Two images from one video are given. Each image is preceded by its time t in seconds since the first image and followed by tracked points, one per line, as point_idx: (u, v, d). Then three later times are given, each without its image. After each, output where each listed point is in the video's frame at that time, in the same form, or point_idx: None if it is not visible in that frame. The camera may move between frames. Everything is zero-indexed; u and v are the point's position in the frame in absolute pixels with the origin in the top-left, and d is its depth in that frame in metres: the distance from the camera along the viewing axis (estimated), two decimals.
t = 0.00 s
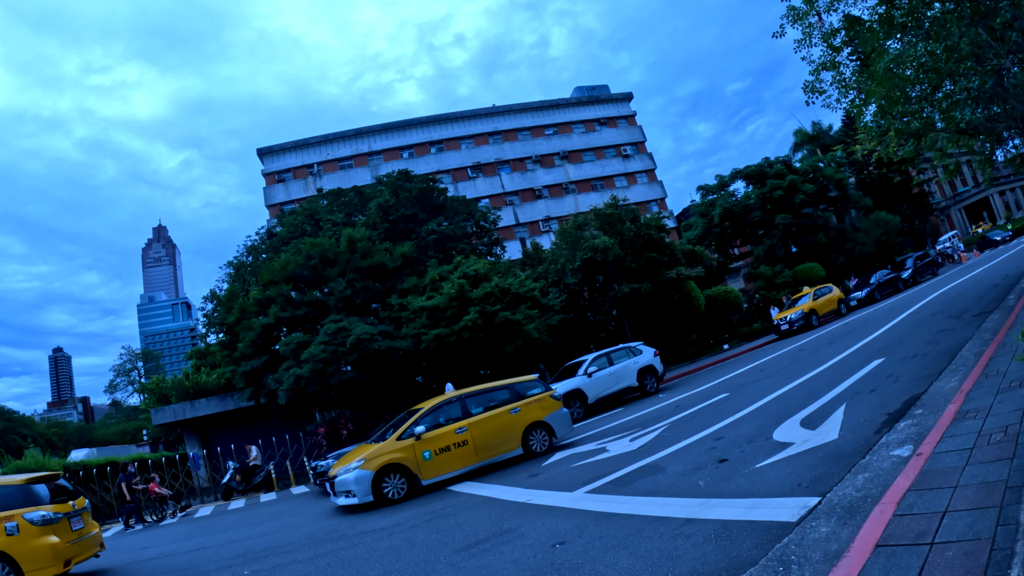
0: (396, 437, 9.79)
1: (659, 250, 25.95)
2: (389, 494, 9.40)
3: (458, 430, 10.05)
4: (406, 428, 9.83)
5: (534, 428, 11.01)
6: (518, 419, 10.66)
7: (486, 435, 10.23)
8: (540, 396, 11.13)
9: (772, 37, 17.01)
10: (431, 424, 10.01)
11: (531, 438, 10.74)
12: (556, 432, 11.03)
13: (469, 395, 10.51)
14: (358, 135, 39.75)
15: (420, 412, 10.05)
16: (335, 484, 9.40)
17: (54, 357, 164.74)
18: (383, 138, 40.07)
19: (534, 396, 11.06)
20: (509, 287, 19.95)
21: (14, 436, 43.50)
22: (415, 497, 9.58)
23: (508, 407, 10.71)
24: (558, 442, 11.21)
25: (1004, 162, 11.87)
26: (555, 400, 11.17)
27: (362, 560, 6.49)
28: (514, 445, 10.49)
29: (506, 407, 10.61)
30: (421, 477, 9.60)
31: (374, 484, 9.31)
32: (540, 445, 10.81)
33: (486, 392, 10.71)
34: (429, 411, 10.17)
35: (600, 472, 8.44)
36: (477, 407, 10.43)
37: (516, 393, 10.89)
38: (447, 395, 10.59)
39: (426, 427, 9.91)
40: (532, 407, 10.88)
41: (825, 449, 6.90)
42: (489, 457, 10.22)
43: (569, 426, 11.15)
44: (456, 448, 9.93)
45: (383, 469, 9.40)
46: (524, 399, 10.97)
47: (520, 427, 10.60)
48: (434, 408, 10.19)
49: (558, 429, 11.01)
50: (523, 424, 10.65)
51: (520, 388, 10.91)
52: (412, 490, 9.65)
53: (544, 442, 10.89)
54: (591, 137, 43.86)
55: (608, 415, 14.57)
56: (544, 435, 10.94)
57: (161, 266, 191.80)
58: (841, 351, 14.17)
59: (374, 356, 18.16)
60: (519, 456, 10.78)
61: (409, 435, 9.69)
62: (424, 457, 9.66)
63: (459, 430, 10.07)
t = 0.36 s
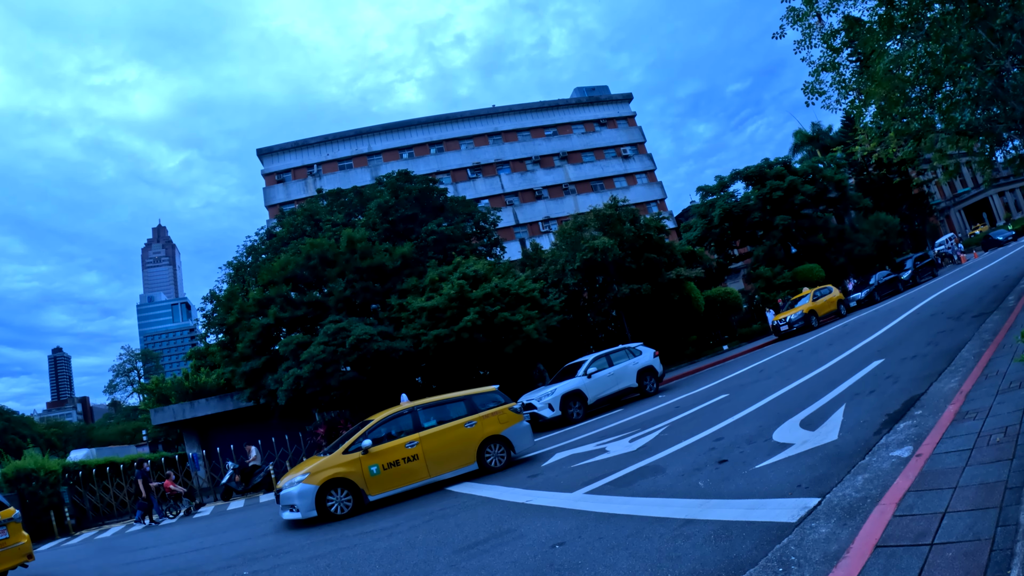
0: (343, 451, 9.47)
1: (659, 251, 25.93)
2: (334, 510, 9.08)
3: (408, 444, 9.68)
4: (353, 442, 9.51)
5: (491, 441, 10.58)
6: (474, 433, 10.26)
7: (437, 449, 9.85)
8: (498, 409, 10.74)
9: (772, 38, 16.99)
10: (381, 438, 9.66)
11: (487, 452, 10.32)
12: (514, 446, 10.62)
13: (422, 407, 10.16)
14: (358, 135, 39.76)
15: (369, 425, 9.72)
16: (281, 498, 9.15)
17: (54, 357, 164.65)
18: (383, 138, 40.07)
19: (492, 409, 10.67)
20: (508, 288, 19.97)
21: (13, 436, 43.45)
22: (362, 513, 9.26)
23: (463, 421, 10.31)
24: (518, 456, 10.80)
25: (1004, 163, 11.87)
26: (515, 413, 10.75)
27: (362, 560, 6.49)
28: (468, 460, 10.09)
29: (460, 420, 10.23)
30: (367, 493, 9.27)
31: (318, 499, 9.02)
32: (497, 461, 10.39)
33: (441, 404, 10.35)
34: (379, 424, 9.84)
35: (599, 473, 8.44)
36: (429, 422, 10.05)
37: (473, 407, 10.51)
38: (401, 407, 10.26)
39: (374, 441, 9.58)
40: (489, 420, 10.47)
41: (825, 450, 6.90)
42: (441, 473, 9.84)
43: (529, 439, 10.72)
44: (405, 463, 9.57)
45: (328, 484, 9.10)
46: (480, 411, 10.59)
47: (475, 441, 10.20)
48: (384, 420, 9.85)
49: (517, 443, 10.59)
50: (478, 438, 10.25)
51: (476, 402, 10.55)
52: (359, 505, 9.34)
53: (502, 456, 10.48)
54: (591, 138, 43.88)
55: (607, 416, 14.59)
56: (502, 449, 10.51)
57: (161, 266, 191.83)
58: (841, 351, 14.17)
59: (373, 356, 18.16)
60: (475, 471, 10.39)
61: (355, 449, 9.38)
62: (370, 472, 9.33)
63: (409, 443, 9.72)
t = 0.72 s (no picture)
0: (281, 464, 9.09)
1: (658, 252, 25.89)
2: (269, 526, 8.75)
3: (349, 459, 9.23)
4: (291, 455, 9.12)
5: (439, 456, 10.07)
6: (419, 448, 9.77)
7: (378, 466, 9.38)
8: (446, 423, 10.22)
9: (772, 39, 17.00)
10: (320, 452, 9.23)
11: (433, 469, 9.84)
12: (463, 462, 10.10)
13: (365, 420, 9.68)
14: (358, 136, 39.75)
15: (308, 437, 9.30)
16: (217, 512, 8.87)
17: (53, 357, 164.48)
18: (383, 139, 40.06)
19: (440, 423, 10.16)
20: (508, 289, 19.97)
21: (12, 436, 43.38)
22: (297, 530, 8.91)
23: (408, 435, 9.82)
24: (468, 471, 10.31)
25: (1004, 164, 11.87)
26: (464, 428, 10.25)
27: (362, 561, 6.49)
28: (413, 476, 9.63)
29: (404, 435, 9.74)
30: (303, 509, 8.89)
31: (253, 514, 8.69)
32: (443, 477, 9.90)
33: (386, 417, 9.88)
34: (319, 437, 9.39)
35: (599, 473, 8.45)
36: (370, 436, 9.57)
37: (420, 420, 10.02)
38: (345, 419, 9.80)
39: (312, 455, 9.16)
40: (436, 435, 9.98)
41: (825, 450, 6.90)
42: (382, 490, 9.38)
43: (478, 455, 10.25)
44: (344, 479, 9.13)
45: (262, 499, 8.76)
46: (428, 425, 10.08)
47: (420, 457, 9.71)
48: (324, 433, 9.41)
49: (465, 459, 10.09)
50: (423, 454, 9.75)
51: (423, 416, 10.05)
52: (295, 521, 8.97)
53: (449, 472, 9.98)
54: (591, 139, 43.90)
55: (607, 417, 14.60)
56: (450, 466, 10.00)
57: (160, 266, 191.77)
58: (841, 352, 14.18)
59: (373, 357, 18.15)
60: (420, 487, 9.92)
61: (291, 464, 8.97)
62: (307, 488, 8.93)
63: (349, 459, 9.26)
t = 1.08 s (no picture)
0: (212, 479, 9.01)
1: (658, 253, 25.85)
2: (196, 542, 8.69)
3: (278, 475, 8.98)
4: (221, 470, 9.01)
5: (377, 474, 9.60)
6: (353, 465, 9.35)
7: (309, 482, 9.06)
8: (386, 439, 9.77)
9: (772, 40, 17.00)
10: (250, 467, 9.06)
11: (369, 487, 9.40)
12: (402, 480, 9.61)
13: (300, 434, 9.42)
14: (358, 136, 39.76)
15: (241, 451, 9.17)
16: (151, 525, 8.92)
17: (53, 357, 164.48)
18: (383, 139, 40.08)
19: (379, 439, 9.71)
20: (507, 289, 19.96)
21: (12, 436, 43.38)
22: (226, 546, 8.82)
23: (344, 451, 9.43)
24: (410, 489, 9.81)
25: (1004, 164, 11.86)
26: (404, 445, 9.76)
27: (361, 561, 6.48)
28: (348, 494, 9.25)
29: (339, 451, 9.37)
30: (229, 525, 8.76)
31: (180, 529, 8.66)
32: (380, 496, 9.44)
33: (323, 432, 9.55)
34: (252, 451, 9.25)
35: (599, 473, 8.46)
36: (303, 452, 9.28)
37: (357, 436, 9.62)
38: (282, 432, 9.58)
39: (242, 471, 9.00)
40: (374, 451, 9.54)
41: (824, 451, 6.90)
42: (313, 508, 9.06)
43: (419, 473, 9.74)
44: (274, 496, 8.90)
45: (190, 514, 8.70)
46: (366, 441, 9.66)
47: (354, 475, 9.30)
48: (257, 448, 9.23)
49: (404, 477, 9.59)
50: (357, 472, 9.33)
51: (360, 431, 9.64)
52: (225, 537, 8.87)
53: (386, 491, 9.50)
54: (591, 139, 43.91)
55: (607, 417, 14.60)
56: (388, 484, 9.52)
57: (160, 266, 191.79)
58: (842, 352, 14.19)
59: (372, 357, 18.14)
60: (358, 505, 9.53)
61: (220, 479, 8.88)
62: (234, 504, 8.78)
63: (279, 475, 9.02)
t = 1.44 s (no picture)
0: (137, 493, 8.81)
1: (658, 253, 25.84)
2: (120, 556, 8.51)
3: (201, 491, 8.68)
4: (145, 484, 8.79)
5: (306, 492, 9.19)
6: (279, 483, 8.96)
7: (231, 499, 8.72)
8: (316, 455, 9.34)
9: (772, 40, 17.01)
10: (175, 481, 8.80)
11: (296, 504, 9.00)
12: (331, 498, 9.17)
13: (226, 449, 9.11)
14: (357, 137, 39.76)
15: (167, 465, 8.92)
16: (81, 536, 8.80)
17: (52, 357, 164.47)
18: (383, 139, 40.07)
19: (310, 454, 9.30)
20: (508, 289, 19.96)
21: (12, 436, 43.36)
22: (151, 561, 8.62)
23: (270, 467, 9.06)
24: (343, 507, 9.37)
25: (1004, 164, 11.86)
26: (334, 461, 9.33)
27: (362, 561, 6.48)
28: (275, 512, 8.88)
29: (265, 467, 9.00)
30: (152, 541, 8.52)
31: (103, 543, 8.47)
32: (307, 515, 9.04)
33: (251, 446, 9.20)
34: (181, 464, 8.98)
35: (598, 474, 8.46)
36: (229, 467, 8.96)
37: (285, 451, 9.23)
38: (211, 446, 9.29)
39: (165, 485, 8.75)
40: (302, 467, 9.12)
41: (825, 451, 6.89)
42: (237, 526, 8.73)
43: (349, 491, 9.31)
44: (196, 512, 8.61)
45: (114, 528, 8.52)
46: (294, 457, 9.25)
47: (280, 492, 8.90)
48: (183, 462, 8.97)
49: (333, 495, 9.16)
50: (282, 490, 8.93)
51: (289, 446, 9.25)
52: (150, 551, 8.67)
53: (314, 509, 9.09)
54: (591, 139, 43.92)
55: (607, 417, 14.60)
56: (316, 502, 9.10)
57: (160, 267, 191.84)
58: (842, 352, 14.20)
59: (372, 357, 18.14)
60: (286, 523, 9.15)
61: (143, 493, 8.67)
62: (155, 520, 8.54)
63: (203, 491, 8.72)
